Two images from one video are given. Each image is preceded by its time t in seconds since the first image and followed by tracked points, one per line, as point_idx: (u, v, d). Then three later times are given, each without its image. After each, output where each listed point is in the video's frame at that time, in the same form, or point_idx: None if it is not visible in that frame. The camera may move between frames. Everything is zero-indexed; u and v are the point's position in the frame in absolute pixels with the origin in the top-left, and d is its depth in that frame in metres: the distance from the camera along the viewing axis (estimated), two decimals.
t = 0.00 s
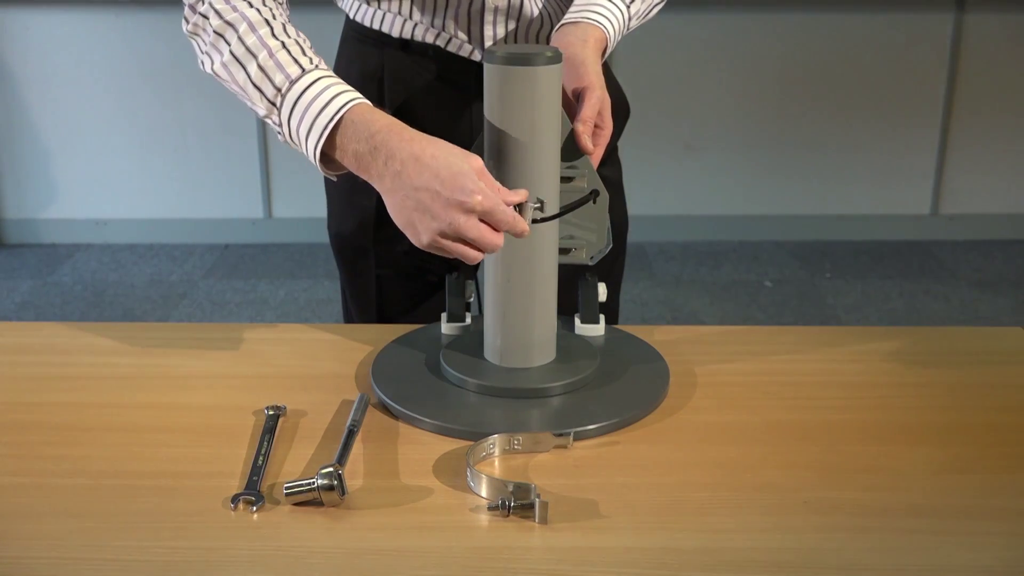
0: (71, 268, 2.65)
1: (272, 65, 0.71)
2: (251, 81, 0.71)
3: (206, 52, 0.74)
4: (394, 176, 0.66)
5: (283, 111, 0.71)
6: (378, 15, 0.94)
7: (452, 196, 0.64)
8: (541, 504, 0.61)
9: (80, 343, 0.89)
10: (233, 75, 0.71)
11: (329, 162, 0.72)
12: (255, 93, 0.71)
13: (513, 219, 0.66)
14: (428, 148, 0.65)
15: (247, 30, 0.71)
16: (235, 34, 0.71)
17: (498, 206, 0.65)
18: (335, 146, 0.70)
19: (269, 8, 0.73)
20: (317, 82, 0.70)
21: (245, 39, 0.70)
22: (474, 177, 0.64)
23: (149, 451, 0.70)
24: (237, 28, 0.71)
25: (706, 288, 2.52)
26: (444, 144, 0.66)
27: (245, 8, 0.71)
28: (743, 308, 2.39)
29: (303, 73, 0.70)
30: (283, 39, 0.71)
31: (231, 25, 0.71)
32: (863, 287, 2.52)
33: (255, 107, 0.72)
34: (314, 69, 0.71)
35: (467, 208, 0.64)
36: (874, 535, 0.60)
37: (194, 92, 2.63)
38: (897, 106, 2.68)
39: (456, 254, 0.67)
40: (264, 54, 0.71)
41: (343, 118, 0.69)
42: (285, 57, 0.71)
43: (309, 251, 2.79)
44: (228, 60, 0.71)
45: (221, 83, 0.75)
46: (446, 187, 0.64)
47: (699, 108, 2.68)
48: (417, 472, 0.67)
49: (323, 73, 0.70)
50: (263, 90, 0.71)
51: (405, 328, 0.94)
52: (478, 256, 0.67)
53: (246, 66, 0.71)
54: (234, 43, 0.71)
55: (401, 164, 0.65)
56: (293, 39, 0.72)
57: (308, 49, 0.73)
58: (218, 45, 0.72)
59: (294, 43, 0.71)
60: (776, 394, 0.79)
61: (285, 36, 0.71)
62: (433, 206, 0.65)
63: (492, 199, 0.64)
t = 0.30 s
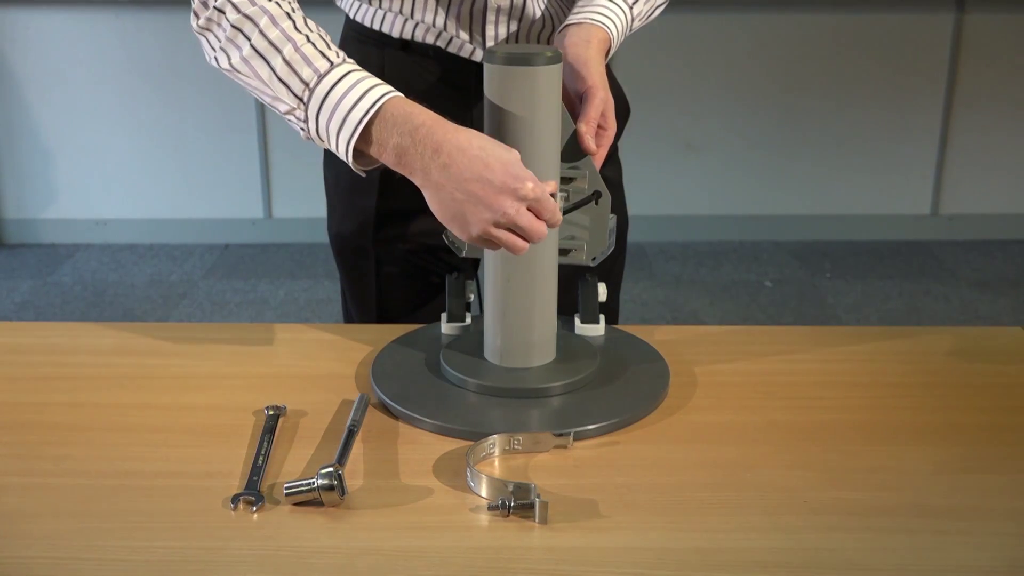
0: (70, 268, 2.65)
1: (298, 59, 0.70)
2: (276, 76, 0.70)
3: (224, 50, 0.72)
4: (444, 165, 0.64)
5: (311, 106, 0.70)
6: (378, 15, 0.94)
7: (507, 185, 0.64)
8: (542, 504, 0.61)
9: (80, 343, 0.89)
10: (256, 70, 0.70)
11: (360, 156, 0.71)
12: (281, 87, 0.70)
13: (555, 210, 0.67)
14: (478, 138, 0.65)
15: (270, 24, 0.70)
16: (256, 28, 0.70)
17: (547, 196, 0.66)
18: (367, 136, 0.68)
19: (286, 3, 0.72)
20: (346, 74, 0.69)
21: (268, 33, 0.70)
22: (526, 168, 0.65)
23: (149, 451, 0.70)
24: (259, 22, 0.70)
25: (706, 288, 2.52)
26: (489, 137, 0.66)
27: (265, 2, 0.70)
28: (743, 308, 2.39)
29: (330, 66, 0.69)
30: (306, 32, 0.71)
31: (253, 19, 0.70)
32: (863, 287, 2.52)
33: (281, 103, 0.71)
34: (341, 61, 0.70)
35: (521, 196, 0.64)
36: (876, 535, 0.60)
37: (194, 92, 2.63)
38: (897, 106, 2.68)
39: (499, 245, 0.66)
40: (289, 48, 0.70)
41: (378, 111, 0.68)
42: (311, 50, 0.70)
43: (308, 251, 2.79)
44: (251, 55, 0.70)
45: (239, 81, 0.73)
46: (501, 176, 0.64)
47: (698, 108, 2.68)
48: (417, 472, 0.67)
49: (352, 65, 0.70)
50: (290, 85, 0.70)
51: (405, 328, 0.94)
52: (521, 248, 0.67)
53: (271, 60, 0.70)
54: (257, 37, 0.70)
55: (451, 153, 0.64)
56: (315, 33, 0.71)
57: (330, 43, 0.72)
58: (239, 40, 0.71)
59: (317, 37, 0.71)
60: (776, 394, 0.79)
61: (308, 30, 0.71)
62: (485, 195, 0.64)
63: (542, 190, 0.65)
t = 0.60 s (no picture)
0: (71, 268, 2.65)
1: (327, 74, 0.70)
2: (306, 91, 0.71)
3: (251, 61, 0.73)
4: (484, 187, 0.65)
5: (341, 121, 0.70)
6: (380, 15, 0.94)
7: (546, 205, 0.66)
8: (542, 504, 0.61)
9: (80, 342, 0.90)
10: (285, 84, 0.71)
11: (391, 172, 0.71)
12: (311, 102, 0.70)
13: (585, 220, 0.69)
14: (514, 156, 0.66)
15: (298, 38, 0.70)
16: (283, 40, 0.70)
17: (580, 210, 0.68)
18: (401, 152, 0.69)
19: (314, 15, 0.73)
20: (377, 90, 0.69)
21: (296, 46, 0.70)
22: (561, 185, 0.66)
23: (149, 451, 0.70)
24: (286, 35, 0.70)
25: (706, 288, 2.52)
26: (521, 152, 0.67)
27: (292, 15, 0.71)
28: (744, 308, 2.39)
29: (360, 81, 0.70)
30: (336, 46, 0.71)
31: (280, 32, 0.70)
32: (862, 287, 2.52)
33: (310, 117, 0.71)
34: (370, 77, 0.70)
35: (559, 215, 0.66)
36: (876, 535, 0.60)
37: (194, 92, 2.63)
38: (898, 106, 2.68)
39: (532, 258, 0.69)
40: (318, 62, 0.70)
41: (412, 128, 0.68)
42: (341, 65, 0.70)
43: (308, 251, 2.79)
44: (280, 68, 0.70)
45: (266, 93, 0.74)
46: (540, 194, 0.65)
47: (699, 108, 2.68)
48: (417, 472, 0.67)
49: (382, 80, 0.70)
50: (319, 99, 0.70)
51: (405, 328, 0.94)
52: (555, 259, 0.69)
53: (301, 75, 0.70)
54: (285, 51, 0.70)
55: (490, 175, 0.65)
56: (343, 46, 0.71)
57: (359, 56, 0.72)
58: (267, 53, 0.71)
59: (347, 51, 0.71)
60: (776, 394, 0.79)
61: (337, 44, 0.71)
62: (525, 215, 0.66)
63: (576, 205, 0.67)
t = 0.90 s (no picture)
0: (71, 268, 2.65)
1: (318, 82, 0.71)
2: (298, 99, 0.72)
3: (247, 67, 0.74)
4: (464, 196, 0.66)
5: (331, 129, 0.71)
6: (383, 15, 0.94)
7: (527, 210, 0.65)
8: (541, 504, 0.61)
9: (81, 342, 0.90)
10: (278, 92, 0.72)
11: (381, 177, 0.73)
12: (303, 110, 0.72)
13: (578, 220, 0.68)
14: (495, 162, 0.65)
15: (290, 47, 0.71)
16: (276, 48, 0.72)
17: (567, 212, 0.66)
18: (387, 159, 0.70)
19: (308, 21, 0.73)
20: (366, 98, 0.70)
21: (288, 54, 0.71)
22: (544, 188, 0.65)
23: (149, 451, 0.70)
24: (279, 43, 0.71)
25: (706, 288, 2.52)
26: (507, 157, 0.67)
27: (286, 22, 0.72)
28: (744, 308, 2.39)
29: (350, 89, 0.70)
30: (328, 53, 0.72)
31: (274, 40, 0.72)
32: (862, 287, 2.52)
33: (304, 123, 0.73)
34: (361, 84, 0.71)
35: (542, 220, 0.65)
36: (876, 535, 0.60)
37: (194, 91, 2.63)
38: (898, 106, 2.68)
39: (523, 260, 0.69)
40: (309, 70, 0.71)
41: (400, 135, 0.69)
42: (331, 73, 0.71)
43: (308, 251, 2.79)
44: (273, 76, 0.72)
45: (263, 98, 0.75)
46: (519, 202, 0.65)
47: (699, 108, 2.68)
48: (416, 472, 0.67)
49: (372, 87, 0.71)
50: (311, 107, 0.71)
51: (405, 328, 0.94)
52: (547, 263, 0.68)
53: (292, 83, 0.71)
54: (278, 59, 0.71)
55: (470, 183, 0.65)
56: (335, 52, 0.72)
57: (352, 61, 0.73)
58: (261, 60, 0.72)
59: (338, 58, 0.72)
60: (776, 394, 0.79)
61: (328, 50, 0.72)
62: (506, 222, 0.65)
63: (562, 207, 0.66)
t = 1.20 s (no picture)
0: (71, 268, 2.65)
1: (296, 74, 0.74)
2: (280, 92, 0.75)
3: (236, 62, 0.78)
4: (420, 185, 0.67)
5: (310, 119, 0.75)
6: (382, 15, 0.95)
7: (470, 207, 0.65)
8: (542, 504, 0.61)
9: (80, 343, 0.89)
10: (261, 85, 0.76)
11: (360, 162, 0.76)
12: (284, 101, 0.75)
13: (535, 221, 0.66)
14: (450, 155, 0.66)
15: (270, 41, 0.75)
16: (258, 43, 0.75)
17: (516, 213, 0.65)
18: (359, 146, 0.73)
19: (291, 14, 0.76)
20: (340, 88, 0.73)
21: (268, 49, 0.74)
22: (491, 187, 0.65)
23: (148, 452, 0.70)
24: (260, 38, 0.75)
25: (706, 288, 2.52)
26: (469, 149, 0.67)
27: (266, 17, 0.75)
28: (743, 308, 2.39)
29: (325, 80, 0.73)
30: (306, 46, 0.75)
31: (256, 35, 0.75)
32: (863, 287, 2.52)
33: (287, 114, 0.77)
34: (336, 75, 0.74)
35: (485, 218, 0.65)
36: (875, 535, 0.60)
37: (193, 91, 2.63)
38: (898, 106, 2.68)
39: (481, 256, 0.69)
40: (287, 63, 0.74)
41: (367, 122, 0.71)
42: (308, 65, 0.74)
43: (308, 251, 2.79)
44: (256, 71, 0.75)
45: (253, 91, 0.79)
46: (463, 196, 0.65)
47: (699, 108, 2.67)
48: (417, 472, 0.67)
49: (347, 78, 0.73)
50: (291, 99, 0.75)
51: (405, 328, 0.94)
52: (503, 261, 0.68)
53: (273, 76, 0.75)
54: (259, 54, 0.75)
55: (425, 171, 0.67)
56: (314, 45, 0.75)
57: (332, 53, 0.76)
58: (246, 55, 0.76)
59: (315, 50, 0.75)
60: (777, 394, 0.79)
61: (307, 44, 0.75)
62: (452, 215, 0.66)
63: (510, 207, 0.65)
